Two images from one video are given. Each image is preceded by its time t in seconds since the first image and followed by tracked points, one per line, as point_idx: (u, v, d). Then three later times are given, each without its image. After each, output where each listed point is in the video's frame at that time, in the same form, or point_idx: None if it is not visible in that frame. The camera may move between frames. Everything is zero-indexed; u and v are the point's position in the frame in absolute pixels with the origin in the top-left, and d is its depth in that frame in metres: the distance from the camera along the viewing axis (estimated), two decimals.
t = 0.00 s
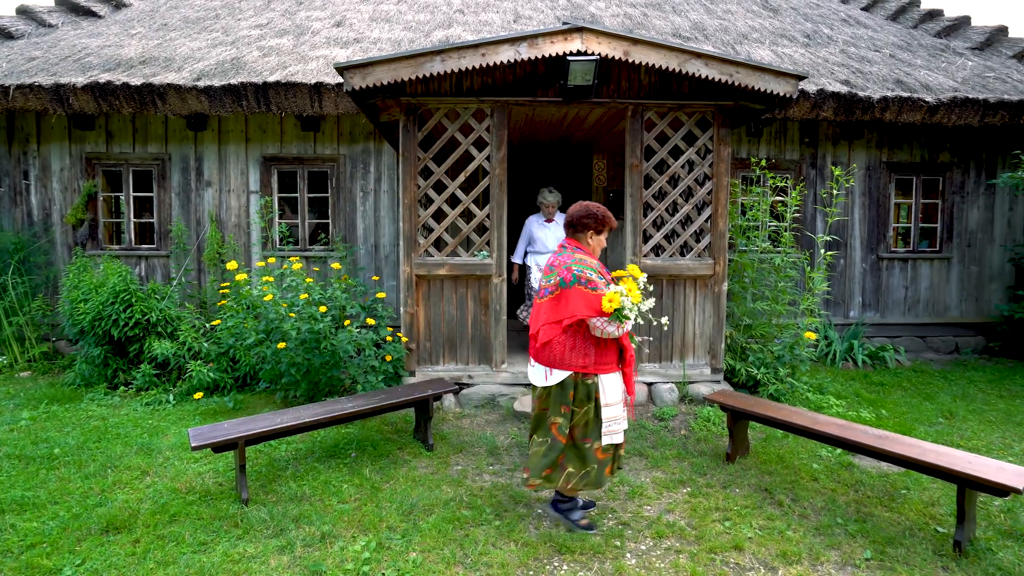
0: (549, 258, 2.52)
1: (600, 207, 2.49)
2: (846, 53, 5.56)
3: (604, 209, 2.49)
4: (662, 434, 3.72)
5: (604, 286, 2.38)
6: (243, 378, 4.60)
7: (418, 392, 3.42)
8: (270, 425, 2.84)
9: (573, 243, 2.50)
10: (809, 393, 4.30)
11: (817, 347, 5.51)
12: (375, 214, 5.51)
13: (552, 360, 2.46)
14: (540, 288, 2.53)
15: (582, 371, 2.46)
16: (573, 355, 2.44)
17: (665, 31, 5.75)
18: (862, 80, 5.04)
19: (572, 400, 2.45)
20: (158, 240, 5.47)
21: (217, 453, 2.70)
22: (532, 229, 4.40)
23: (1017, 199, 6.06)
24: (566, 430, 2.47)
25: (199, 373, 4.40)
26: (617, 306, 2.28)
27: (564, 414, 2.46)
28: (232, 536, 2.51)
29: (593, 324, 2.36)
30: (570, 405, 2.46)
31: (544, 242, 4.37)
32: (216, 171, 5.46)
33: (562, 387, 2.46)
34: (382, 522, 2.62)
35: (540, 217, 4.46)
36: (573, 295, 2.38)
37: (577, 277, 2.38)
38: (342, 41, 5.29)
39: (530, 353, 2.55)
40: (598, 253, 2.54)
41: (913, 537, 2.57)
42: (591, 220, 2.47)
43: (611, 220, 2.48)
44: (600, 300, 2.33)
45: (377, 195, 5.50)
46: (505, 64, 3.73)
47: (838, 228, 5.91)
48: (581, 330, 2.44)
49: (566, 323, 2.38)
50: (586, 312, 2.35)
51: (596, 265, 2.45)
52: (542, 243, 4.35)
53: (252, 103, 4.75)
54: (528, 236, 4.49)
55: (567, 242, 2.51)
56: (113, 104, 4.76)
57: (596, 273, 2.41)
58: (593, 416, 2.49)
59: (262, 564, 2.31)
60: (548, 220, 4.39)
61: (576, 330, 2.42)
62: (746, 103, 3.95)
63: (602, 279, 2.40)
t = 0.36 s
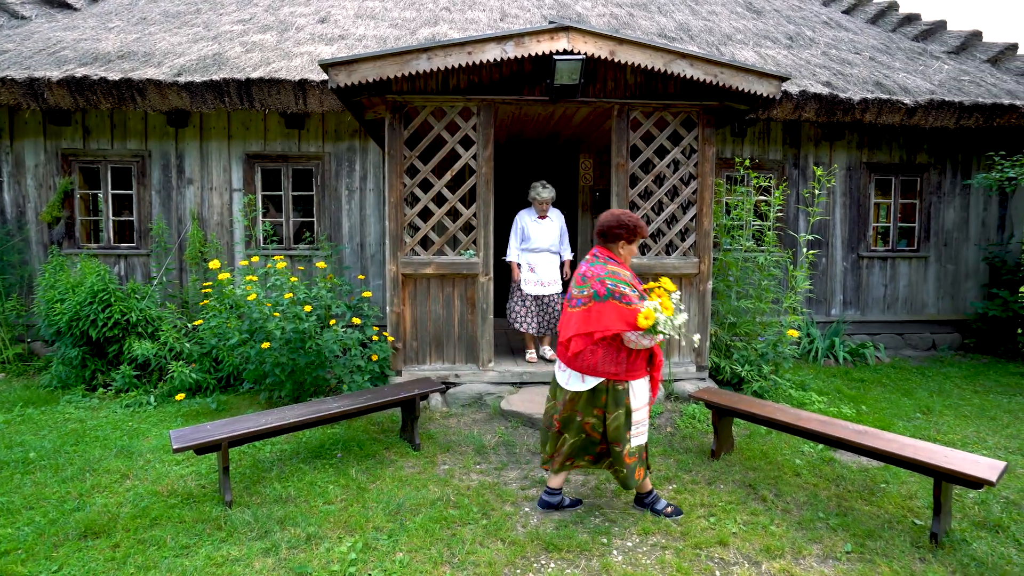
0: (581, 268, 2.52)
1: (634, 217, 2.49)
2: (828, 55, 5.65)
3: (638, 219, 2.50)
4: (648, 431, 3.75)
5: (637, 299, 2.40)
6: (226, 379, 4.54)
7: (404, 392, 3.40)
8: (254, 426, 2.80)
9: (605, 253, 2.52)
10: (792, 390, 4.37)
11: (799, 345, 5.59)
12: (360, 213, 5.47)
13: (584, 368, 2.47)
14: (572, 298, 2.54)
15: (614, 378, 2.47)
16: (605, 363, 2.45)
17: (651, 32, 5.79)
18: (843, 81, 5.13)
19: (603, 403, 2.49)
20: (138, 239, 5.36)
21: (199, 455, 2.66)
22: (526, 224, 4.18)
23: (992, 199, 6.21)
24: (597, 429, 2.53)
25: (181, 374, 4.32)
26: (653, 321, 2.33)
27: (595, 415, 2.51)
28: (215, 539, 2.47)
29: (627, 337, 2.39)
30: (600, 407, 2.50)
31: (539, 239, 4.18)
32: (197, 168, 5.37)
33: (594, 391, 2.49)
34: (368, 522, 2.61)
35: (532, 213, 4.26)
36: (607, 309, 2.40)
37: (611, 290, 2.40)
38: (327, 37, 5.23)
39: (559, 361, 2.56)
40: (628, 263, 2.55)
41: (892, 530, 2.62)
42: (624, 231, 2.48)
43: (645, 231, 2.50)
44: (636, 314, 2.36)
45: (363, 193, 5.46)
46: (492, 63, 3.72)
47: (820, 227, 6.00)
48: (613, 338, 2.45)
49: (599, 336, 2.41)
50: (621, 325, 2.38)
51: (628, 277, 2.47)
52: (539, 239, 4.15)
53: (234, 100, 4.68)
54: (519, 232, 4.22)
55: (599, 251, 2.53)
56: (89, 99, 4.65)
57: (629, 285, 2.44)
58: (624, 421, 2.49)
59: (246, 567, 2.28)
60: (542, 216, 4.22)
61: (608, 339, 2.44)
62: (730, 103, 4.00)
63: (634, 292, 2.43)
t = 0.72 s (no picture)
0: (616, 258, 2.55)
1: (673, 213, 2.51)
2: (811, 58, 5.73)
3: (678, 217, 2.51)
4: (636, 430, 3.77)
5: (667, 295, 2.41)
6: (210, 380, 4.47)
7: (392, 392, 3.38)
8: (239, 428, 2.77)
9: (642, 246, 2.54)
10: (777, 388, 4.43)
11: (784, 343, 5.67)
12: (347, 212, 5.43)
13: (606, 355, 2.53)
14: (604, 285, 2.57)
15: (634, 369, 2.51)
16: (627, 354, 2.49)
17: (638, 32, 5.82)
18: (825, 84, 5.21)
19: (622, 394, 2.54)
20: (119, 238, 5.26)
21: (183, 457, 2.61)
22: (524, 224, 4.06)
23: (969, 200, 6.35)
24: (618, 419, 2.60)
25: (164, 376, 4.25)
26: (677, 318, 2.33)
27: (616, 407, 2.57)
28: (199, 543, 2.44)
29: (652, 331, 2.42)
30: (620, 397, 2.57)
31: (539, 239, 4.07)
32: (180, 167, 5.29)
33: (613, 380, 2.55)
34: (355, 524, 2.59)
35: (532, 212, 4.13)
36: (634, 301, 2.42)
37: (641, 283, 2.41)
38: (313, 35, 5.18)
39: (586, 345, 2.64)
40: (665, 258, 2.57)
41: (873, 524, 2.67)
42: (662, 227, 2.49)
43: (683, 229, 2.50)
44: (663, 309, 2.37)
45: (349, 192, 5.42)
46: (479, 62, 3.72)
47: (804, 227, 6.09)
48: (638, 331, 2.48)
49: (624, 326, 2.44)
50: (646, 318, 2.39)
51: (662, 271, 2.49)
52: (538, 240, 4.04)
53: (218, 97, 4.61)
54: (517, 232, 4.11)
55: (636, 244, 2.54)
56: (68, 96, 4.55)
57: (660, 281, 2.45)
58: (641, 414, 2.55)
59: (231, 570, 2.25)
60: (543, 216, 4.10)
61: (633, 331, 2.48)
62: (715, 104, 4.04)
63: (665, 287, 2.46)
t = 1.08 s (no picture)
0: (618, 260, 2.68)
1: (663, 208, 2.50)
2: (795, 61, 5.81)
3: (671, 212, 2.51)
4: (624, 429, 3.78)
5: (650, 291, 2.45)
6: (194, 383, 4.41)
7: (379, 393, 3.36)
8: (224, 431, 2.73)
9: (641, 246, 2.60)
10: (763, 387, 4.48)
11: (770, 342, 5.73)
12: (334, 212, 5.39)
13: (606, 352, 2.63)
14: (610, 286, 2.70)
15: (632, 366, 2.53)
16: (623, 350, 2.54)
17: (625, 34, 5.86)
18: (809, 86, 5.28)
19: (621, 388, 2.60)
20: (100, 238, 5.17)
21: (166, 461, 2.57)
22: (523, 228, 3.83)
23: (948, 202, 6.48)
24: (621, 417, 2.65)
25: (146, 378, 4.18)
26: (650, 311, 2.34)
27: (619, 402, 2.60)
28: (182, 547, 2.40)
29: (637, 326, 2.45)
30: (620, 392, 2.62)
31: (537, 245, 3.86)
32: (163, 166, 5.21)
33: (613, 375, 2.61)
34: (343, 526, 2.57)
35: (530, 214, 3.91)
36: (621, 297, 2.52)
37: (627, 280, 2.51)
38: (299, 33, 5.14)
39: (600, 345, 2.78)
40: (667, 254, 2.59)
41: (857, 520, 2.71)
42: (652, 224, 2.53)
43: (674, 222, 2.48)
44: (639, 304, 2.41)
45: (336, 192, 5.38)
46: (467, 62, 3.71)
47: (789, 228, 6.16)
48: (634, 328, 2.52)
49: (614, 322, 2.53)
50: (629, 313, 2.46)
51: (653, 268, 2.53)
52: (536, 244, 3.85)
53: (203, 95, 4.55)
54: (514, 235, 3.87)
55: (635, 244, 2.62)
56: (47, 93, 4.46)
57: (648, 277, 2.50)
58: (640, 409, 2.56)
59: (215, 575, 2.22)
60: (540, 218, 3.89)
61: (627, 328, 2.53)
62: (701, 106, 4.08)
63: (651, 283, 2.48)
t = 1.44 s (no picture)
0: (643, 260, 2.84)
1: (660, 210, 2.61)
2: (781, 64, 5.88)
3: (668, 212, 2.57)
4: (613, 429, 3.80)
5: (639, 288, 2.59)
6: (179, 385, 4.35)
7: (368, 394, 3.34)
8: (210, 433, 2.70)
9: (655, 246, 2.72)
10: (749, 386, 4.53)
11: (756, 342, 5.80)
12: (322, 212, 5.35)
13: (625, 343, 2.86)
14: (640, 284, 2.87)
15: (635, 357, 2.71)
16: (629, 343, 2.74)
17: (613, 36, 5.89)
18: (794, 89, 5.35)
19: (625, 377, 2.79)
20: (82, 239, 5.07)
21: (150, 465, 2.53)
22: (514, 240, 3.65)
23: (929, 203, 6.60)
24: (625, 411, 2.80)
25: (129, 381, 4.11)
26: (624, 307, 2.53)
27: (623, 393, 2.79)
28: (167, 552, 2.36)
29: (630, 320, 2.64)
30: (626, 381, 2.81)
31: (528, 256, 3.70)
32: (147, 165, 5.13)
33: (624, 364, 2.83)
34: (331, 529, 2.55)
35: (519, 224, 3.72)
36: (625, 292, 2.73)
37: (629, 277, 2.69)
38: (286, 32, 5.09)
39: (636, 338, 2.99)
40: (674, 253, 2.61)
41: (841, 517, 2.75)
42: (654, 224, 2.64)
43: (668, 221, 2.53)
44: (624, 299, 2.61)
45: (324, 192, 5.34)
46: (456, 62, 3.70)
47: (775, 229, 6.23)
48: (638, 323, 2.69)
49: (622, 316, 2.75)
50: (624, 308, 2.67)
51: (653, 266, 2.61)
52: (528, 256, 3.69)
53: (187, 94, 4.49)
54: (505, 248, 3.68)
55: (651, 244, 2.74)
56: (26, 90, 4.37)
57: (645, 275, 2.62)
58: (638, 397, 2.71)
59: None
60: (530, 228, 3.72)
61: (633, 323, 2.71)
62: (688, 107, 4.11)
63: (646, 281, 2.58)
